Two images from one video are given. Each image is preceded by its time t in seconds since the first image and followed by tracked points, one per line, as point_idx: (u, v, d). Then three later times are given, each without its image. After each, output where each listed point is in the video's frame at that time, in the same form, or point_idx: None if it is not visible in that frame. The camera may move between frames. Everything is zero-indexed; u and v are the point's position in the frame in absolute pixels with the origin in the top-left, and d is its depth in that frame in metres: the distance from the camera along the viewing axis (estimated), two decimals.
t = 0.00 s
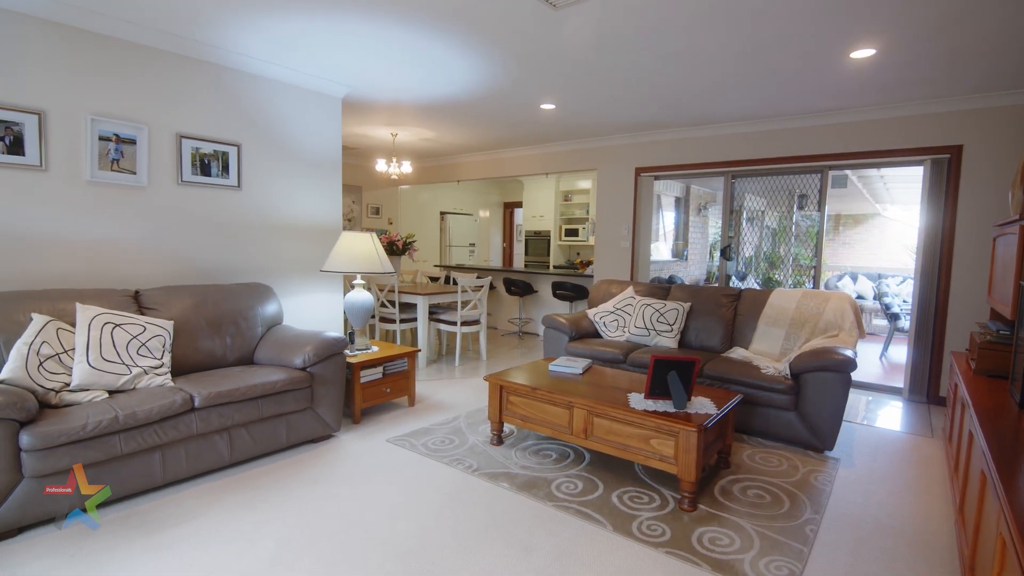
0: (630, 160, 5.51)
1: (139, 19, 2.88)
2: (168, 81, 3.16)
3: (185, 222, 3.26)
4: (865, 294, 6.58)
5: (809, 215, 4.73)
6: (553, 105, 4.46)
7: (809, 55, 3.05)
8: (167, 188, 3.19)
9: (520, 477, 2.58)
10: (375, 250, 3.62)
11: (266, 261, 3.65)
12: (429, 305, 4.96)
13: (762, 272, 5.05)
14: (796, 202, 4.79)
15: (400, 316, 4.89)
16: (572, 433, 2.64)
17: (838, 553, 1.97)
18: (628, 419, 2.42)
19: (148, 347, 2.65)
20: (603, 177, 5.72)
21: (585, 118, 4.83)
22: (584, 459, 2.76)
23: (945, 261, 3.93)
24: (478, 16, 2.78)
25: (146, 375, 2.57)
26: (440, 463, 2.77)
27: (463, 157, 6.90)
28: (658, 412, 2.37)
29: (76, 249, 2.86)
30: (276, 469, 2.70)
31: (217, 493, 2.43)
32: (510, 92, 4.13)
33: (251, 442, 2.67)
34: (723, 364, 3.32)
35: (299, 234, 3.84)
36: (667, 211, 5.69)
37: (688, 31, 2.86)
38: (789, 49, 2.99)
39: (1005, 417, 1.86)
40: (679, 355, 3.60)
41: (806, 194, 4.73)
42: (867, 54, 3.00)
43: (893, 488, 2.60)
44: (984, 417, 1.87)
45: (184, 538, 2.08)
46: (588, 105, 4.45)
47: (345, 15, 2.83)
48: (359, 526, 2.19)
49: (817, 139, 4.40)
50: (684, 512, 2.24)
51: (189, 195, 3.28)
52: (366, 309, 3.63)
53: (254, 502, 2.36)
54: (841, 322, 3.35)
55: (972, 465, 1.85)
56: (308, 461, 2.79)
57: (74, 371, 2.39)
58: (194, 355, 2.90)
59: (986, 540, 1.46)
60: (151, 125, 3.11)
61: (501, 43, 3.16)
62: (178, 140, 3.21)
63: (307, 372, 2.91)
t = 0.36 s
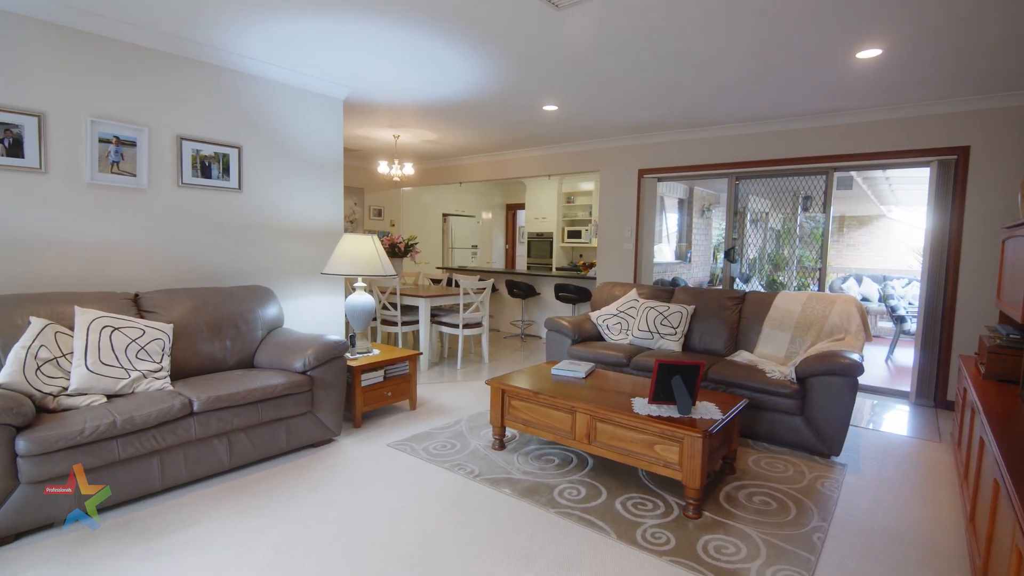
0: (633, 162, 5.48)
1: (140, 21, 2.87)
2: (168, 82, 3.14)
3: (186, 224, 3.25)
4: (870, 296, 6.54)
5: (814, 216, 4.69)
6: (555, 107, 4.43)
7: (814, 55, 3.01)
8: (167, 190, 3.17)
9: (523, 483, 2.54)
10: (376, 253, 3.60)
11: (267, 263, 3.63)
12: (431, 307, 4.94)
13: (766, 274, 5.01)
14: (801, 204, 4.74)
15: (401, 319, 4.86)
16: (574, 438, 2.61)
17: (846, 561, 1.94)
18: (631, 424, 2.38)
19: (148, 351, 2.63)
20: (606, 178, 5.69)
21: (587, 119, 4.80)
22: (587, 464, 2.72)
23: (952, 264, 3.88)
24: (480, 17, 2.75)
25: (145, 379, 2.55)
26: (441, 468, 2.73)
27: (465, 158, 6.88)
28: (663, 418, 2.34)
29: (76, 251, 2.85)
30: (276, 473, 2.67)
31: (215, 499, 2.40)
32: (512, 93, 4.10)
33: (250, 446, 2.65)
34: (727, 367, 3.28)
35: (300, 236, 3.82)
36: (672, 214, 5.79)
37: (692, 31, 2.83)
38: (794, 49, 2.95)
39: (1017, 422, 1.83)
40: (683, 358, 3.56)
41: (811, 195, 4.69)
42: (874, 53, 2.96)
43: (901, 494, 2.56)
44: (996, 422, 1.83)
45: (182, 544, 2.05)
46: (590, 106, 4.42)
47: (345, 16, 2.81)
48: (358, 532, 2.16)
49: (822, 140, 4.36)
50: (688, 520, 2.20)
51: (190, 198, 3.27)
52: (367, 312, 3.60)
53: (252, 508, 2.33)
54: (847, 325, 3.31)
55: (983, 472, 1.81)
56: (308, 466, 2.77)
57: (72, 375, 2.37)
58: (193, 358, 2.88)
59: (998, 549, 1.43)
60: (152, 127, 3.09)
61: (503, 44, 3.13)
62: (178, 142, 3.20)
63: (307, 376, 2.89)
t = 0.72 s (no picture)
0: (637, 162, 5.38)
1: (132, 18, 2.78)
2: (161, 81, 3.05)
3: (178, 226, 3.15)
4: (877, 299, 6.46)
5: (820, 218, 4.60)
6: (558, 106, 4.33)
7: (828, 54, 2.92)
8: (160, 192, 3.08)
9: (527, 497, 2.44)
10: (376, 256, 3.50)
11: (262, 267, 3.53)
12: (431, 311, 4.83)
13: (771, 276, 4.90)
14: (807, 206, 4.65)
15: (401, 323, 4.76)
16: (581, 450, 2.50)
17: None
18: (641, 436, 2.28)
19: (137, 358, 2.53)
20: (610, 179, 5.59)
21: (590, 120, 4.70)
22: (594, 477, 2.62)
23: (966, 268, 3.78)
24: (482, 15, 2.66)
25: (134, 387, 2.45)
26: (442, 481, 2.63)
27: (466, 159, 6.79)
28: (673, 429, 2.23)
29: (64, 255, 2.75)
30: (270, 486, 2.57)
31: (206, 514, 2.30)
32: (514, 92, 4.01)
33: (244, 458, 2.55)
34: (737, 375, 3.18)
35: (297, 239, 3.72)
36: (674, 214, 5.69)
37: (702, 30, 2.73)
38: (807, 48, 2.85)
39: None
40: (691, 364, 3.46)
41: (817, 197, 4.59)
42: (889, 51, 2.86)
43: (922, 509, 2.46)
44: None
45: (169, 565, 1.95)
46: (594, 106, 4.32)
47: (342, 14, 2.72)
48: (354, 552, 2.06)
49: (832, 140, 4.26)
50: (701, 537, 2.10)
51: (183, 199, 3.17)
52: (366, 316, 3.50)
53: (244, 525, 2.23)
54: (861, 331, 3.21)
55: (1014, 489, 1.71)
56: (303, 478, 2.66)
57: (57, 384, 2.27)
58: (186, 365, 2.78)
59: None
60: (144, 127, 3.00)
61: (506, 43, 3.04)
62: (172, 142, 3.10)
63: (303, 384, 2.79)
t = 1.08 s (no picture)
0: (647, 162, 5.16)
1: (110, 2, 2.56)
2: (143, 71, 2.83)
3: (161, 228, 2.93)
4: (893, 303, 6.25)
5: (829, 220, 4.43)
6: (567, 102, 4.11)
7: (861, 41, 2.71)
8: (141, 191, 2.86)
9: (539, 525, 2.21)
10: (373, 259, 3.28)
11: (252, 271, 3.32)
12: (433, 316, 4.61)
13: (781, 279, 4.71)
14: (819, 206, 4.46)
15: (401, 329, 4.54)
16: (597, 473, 2.28)
17: None
18: (666, 460, 2.06)
19: (111, 372, 2.31)
20: (617, 179, 5.37)
21: (599, 116, 4.49)
22: (611, 502, 2.39)
23: (1001, 271, 3.57)
24: None
25: (107, 405, 2.23)
26: (444, 506, 2.40)
27: (469, 159, 6.58)
28: (702, 453, 2.01)
29: (35, 259, 2.54)
30: (256, 512, 2.34)
31: (184, 546, 2.08)
32: (520, 87, 3.80)
33: (228, 481, 2.33)
34: (762, 388, 2.95)
35: (290, 241, 3.50)
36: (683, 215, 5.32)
37: (728, 13, 2.51)
38: (841, 34, 2.63)
39: None
40: (710, 375, 3.24)
41: (830, 197, 4.41)
42: (929, 36, 2.65)
43: (973, 538, 2.23)
44: None
45: None
46: (604, 102, 4.10)
47: None
48: None
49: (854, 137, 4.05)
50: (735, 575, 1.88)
51: (167, 199, 2.96)
52: (363, 324, 3.28)
53: (225, 559, 2.01)
54: (895, 340, 2.99)
55: None
56: (293, 502, 2.44)
57: (20, 402, 2.05)
58: (166, 379, 2.56)
59: None
60: (124, 121, 2.79)
61: (514, 31, 2.82)
62: (154, 137, 2.89)
63: (294, 399, 2.57)
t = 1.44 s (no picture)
0: (660, 162, 4.87)
1: None
2: (112, 58, 2.55)
3: (132, 232, 2.65)
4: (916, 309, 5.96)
5: (844, 222, 4.26)
6: (577, 96, 3.83)
7: (910, 25, 2.43)
8: (109, 191, 2.58)
9: None
10: (368, 266, 3.00)
11: (235, 278, 3.03)
12: (433, 326, 4.32)
13: (792, 284, 4.50)
14: (836, 208, 4.26)
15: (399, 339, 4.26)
16: (622, 514, 1.98)
17: None
18: (704, 503, 1.77)
19: (66, 398, 2.02)
20: (628, 180, 5.08)
21: (610, 112, 4.21)
22: (637, 545, 2.11)
23: None
24: None
25: (59, 436, 1.94)
26: (446, 550, 2.10)
27: (470, 160, 6.29)
28: (749, 497, 1.72)
29: None
30: (231, 557, 2.05)
31: None
32: (528, 80, 3.52)
33: (198, 522, 2.03)
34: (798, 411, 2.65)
35: (277, 246, 3.22)
36: (696, 221, 5.06)
37: None
38: (891, 16, 2.35)
39: None
40: (738, 393, 2.94)
41: (847, 200, 4.22)
42: (987, 18, 2.38)
43: None
44: None
45: None
46: (618, 96, 3.82)
47: None
48: None
49: (886, 135, 3.77)
50: None
51: (139, 200, 2.67)
52: (357, 337, 2.98)
53: None
54: (944, 356, 2.68)
55: None
56: (274, 544, 2.14)
57: None
58: (132, 402, 2.27)
59: None
60: (90, 113, 2.50)
61: (525, 16, 2.54)
62: (125, 131, 2.60)
63: (276, 426, 2.27)
